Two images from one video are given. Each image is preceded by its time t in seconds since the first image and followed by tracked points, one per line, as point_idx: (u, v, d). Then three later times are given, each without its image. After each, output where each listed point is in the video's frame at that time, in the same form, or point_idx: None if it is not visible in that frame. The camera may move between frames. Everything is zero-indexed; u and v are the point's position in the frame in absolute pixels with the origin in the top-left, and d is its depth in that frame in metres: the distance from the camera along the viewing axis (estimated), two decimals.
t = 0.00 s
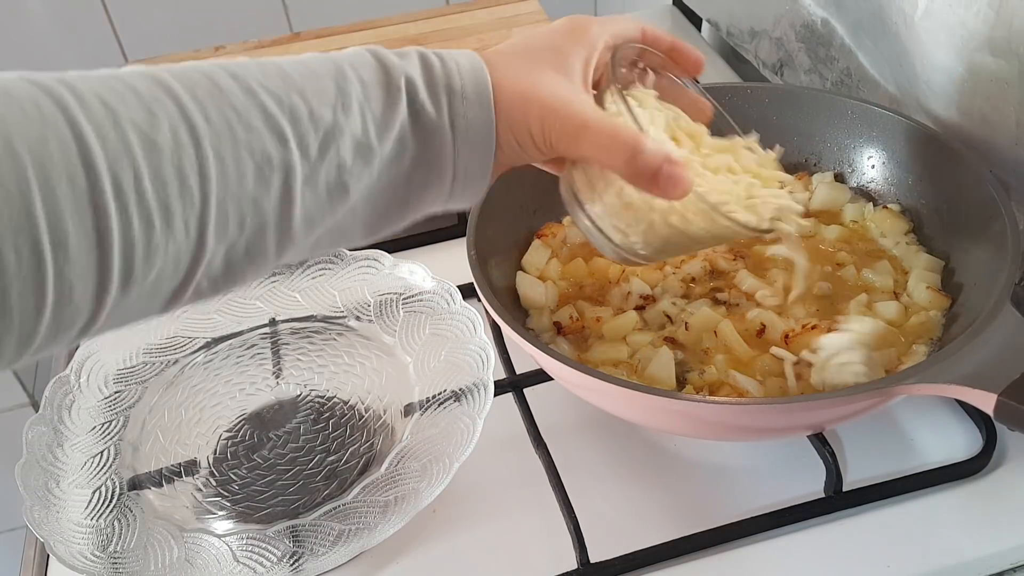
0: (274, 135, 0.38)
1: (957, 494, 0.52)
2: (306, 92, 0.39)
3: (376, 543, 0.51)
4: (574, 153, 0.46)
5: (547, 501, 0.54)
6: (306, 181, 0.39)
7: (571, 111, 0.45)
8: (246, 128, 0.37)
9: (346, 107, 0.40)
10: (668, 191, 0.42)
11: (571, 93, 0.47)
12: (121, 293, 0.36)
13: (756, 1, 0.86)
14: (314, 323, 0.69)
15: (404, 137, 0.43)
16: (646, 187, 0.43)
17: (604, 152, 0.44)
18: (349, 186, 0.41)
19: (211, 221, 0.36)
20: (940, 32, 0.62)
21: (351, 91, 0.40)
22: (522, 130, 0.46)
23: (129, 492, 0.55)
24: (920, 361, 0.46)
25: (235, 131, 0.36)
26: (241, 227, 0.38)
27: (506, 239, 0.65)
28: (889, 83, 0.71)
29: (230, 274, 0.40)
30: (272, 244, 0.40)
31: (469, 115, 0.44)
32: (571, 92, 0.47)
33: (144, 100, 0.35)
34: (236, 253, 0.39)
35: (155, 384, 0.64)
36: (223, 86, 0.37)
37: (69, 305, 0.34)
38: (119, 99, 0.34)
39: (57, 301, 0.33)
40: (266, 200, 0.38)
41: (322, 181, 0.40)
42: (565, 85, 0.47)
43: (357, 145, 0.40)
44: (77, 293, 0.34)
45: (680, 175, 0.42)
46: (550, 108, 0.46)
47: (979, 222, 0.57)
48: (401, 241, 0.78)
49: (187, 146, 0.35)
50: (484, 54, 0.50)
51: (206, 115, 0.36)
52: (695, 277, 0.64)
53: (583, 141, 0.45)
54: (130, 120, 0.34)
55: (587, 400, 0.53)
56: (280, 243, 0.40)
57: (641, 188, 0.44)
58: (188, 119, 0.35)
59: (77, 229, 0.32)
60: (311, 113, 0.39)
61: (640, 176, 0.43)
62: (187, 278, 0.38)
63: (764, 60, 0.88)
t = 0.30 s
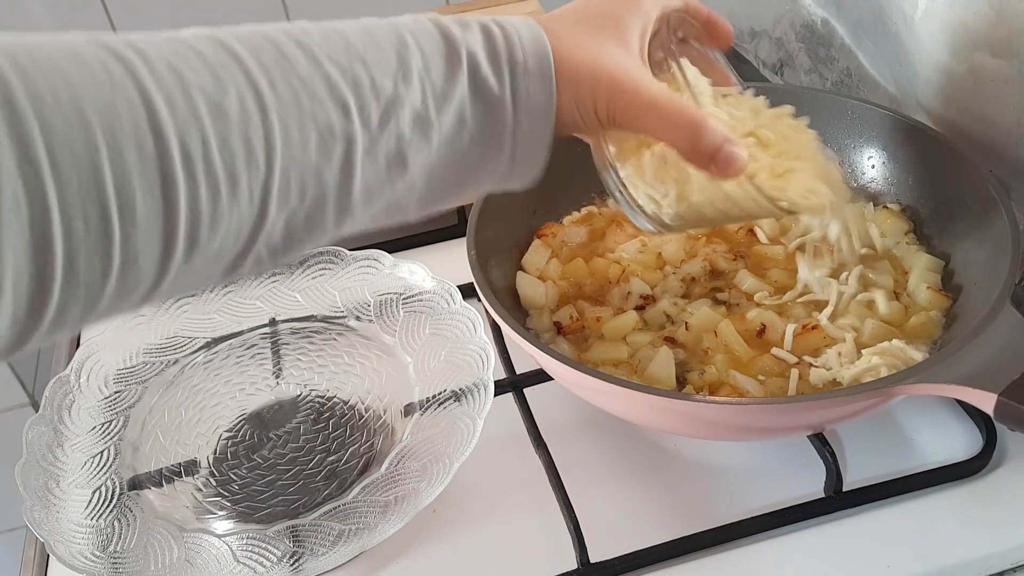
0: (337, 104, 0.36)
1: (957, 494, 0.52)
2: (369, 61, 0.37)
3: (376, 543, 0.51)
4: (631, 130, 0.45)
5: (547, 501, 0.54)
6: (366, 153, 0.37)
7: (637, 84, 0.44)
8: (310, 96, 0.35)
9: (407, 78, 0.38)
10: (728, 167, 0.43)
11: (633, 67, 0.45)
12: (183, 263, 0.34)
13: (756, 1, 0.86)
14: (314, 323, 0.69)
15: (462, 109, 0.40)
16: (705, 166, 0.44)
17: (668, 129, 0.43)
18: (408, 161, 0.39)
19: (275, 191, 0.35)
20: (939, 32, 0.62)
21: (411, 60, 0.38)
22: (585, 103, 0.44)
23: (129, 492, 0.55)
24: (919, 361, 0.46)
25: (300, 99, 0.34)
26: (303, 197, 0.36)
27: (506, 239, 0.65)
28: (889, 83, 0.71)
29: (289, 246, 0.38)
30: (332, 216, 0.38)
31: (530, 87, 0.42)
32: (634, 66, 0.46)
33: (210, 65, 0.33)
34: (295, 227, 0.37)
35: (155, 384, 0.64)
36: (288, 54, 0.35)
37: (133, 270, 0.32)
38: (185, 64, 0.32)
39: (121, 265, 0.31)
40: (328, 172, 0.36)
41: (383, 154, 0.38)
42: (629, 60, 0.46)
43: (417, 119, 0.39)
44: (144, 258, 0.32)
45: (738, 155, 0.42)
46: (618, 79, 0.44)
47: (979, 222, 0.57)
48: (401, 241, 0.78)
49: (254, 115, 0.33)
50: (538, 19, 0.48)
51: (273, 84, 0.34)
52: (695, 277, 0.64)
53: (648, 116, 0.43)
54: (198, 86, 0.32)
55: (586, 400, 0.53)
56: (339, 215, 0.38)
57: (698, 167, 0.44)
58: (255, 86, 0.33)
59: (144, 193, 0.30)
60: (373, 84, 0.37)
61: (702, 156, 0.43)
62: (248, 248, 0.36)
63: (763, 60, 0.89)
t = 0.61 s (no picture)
0: (356, 78, 0.34)
1: (957, 494, 0.52)
2: (388, 38, 0.35)
3: (376, 543, 0.51)
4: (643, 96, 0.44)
5: (547, 501, 0.54)
6: (386, 131, 0.35)
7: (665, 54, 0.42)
8: (331, 71, 0.33)
9: (427, 53, 0.36)
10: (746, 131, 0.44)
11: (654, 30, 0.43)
12: (202, 240, 0.32)
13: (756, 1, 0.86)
14: (314, 323, 0.69)
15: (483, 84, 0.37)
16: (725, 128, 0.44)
17: (697, 98, 0.43)
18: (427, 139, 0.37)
19: (295, 168, 0.33)
20: (939, 32, 0.62)
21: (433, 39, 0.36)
22: (615, 75, 0.42)
23: (129, 492, 0.55)
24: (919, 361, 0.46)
25: (321, 75, 0.33)
26: (324, 172, 0.34)
27: (506, 239, 0.65)
28: (889, 83, 0.71)
29: (308, 226, 0.36)
30: (352, 197, 0.36)
31: (552, 65, 0.38)
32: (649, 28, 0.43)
33: (229, 39, 0.32)
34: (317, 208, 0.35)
35: (155, 384, 0.64)
36: (308, 28, 0.33)
37: (151, 250, 0.31)
38: (204, 36, 0.31)
39: (140, 245, 0.30)
40: (347, 150, 0.35)
41: (403, 132, 0.36)
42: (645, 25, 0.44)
43: (437, 98, 0.36)
44: (162, 237, 0.31)
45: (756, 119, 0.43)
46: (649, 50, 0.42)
47: (979, 223, 0.57)
48: (401, 241, 0.78)
49: (274, 88, 0.32)
50: None
51: (294, 59, 0.32)
52: (695, 277, 0.64)
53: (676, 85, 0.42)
54: (217, 59, 0.31)
55: (586, 400, 0.53)
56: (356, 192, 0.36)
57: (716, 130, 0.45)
58: (275, 60, 0.32)
59: (161, 168, 0.29)
60: (393, 59, 0.35)
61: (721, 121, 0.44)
62: (266, 227, 0.35)
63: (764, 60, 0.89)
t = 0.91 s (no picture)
0: (275, 18, 0.35)
1: (958, 494, 0.52)
2: None
3: (376, 543, 0.51)
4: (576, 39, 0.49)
5: (547, 501, 0.54)
6: (304, 70, 0.37)
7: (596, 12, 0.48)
8: (248, 10, 0.34)
9: None
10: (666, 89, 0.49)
11: None
12: (121, 183, 0.34)
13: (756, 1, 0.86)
14: (314, 323, 0.69)
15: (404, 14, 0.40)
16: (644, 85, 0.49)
17: (622, 47, 0.48)
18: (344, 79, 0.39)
19: (212, 108, 0.34)
20: (939, 32, 0.62)
21: None
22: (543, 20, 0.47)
23: (129, 492, 0.55)
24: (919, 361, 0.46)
25: (238, 15, 0.34)
26: (242, 113, 0.36)
27: (506, 239, 0.65)
28: (889, 83, 0.71)
29: (225, 164, 0.38)
30: (269, 133, 0.38)
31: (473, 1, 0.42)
32: None
33: None
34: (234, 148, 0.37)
35: (155, 384, 0.64)
36: None
37: (71, 198, 0.32)
38: None
39: (59, 192, 0.31)
40: (265, 88, 0.36)
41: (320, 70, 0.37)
42: None
43: (356, 35, 0.38)
44: (81, 181, 0.32)
45: (676, 78, 0.48)
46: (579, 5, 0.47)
47: (979, 223, 0.57)
48: (401, 241, 0.78)
49: (190, 29, 0.32)
50: None
51: None
52: (695, 277, 0.64)
53: (604, 41, 0.48)
54: None
55: (586, 400, 0.53)
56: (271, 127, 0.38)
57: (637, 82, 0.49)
58: None
59: (80, 117, 0.30)
60: None
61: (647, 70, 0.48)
62: (186, 167, 0.36)
63: (763, 60, 0.89)
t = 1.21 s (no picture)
0: (228, 25, 0.37)
1: (958, 494, 0.52)
2: None
3: (376, 543, 0.51)
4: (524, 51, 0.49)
5: (547, 501, 0.54)
6: (261, 76, 0.39)
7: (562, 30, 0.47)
8: (199, 17, 0.36)
9: None
10: (631, 117, 0.47)
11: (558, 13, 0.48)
12: (74, 193, 0.36)
13: (756, 1, 0.86)
14: (314, 323, 0.69)
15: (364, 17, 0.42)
16: (610, 111, 0.48)
17: (581, 68, 0.47)
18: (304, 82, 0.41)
19: (164, 117, 0.36)
20: (940, 32, 0.62)
21: None
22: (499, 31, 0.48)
23: (129, 492, 0.55)
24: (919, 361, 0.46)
25: (190, 23, 0.36)
26: (197, 121, 0.38)
27: (506, 239, 0.65)
28: (889, 83, 0.71)
29: (185, 172, 0.40)
30: (227, 143, 0.40)
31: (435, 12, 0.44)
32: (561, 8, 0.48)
33: None
34: (191, 154, 0.39)
35: (155, 384, 0.64)
36: None
37: (19, 206, 0.34)
38: None
39: (7, 199, 0.34)
40: (220, 96, 0.38)
41: (279, 76, 0.40)
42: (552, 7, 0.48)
43: (312, 40, 0.40)
44: (30, 191, 0.34)
45: (643, 104, 0.46)
46: (536, 22, 0.48)
47: (979, 222, 0.57)
48: (401, 241, 0.78)
49: (139, 41, 0.34)
50: None
51: (159, 7, 0.35)
52: (695, 278, 0.64)
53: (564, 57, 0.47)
54: (77, 7, 0.33)
55: (586, 400, 0.53)
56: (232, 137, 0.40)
57: (601, 106, 0.48)
58: (139, 10, 0.34)
59: (26, 126, 0.32)
60: (267, 3, 0.38)
61: (609, 94, 0.47)
62: (143, 174, 0.38)
63: (763, 59, 0.89)
